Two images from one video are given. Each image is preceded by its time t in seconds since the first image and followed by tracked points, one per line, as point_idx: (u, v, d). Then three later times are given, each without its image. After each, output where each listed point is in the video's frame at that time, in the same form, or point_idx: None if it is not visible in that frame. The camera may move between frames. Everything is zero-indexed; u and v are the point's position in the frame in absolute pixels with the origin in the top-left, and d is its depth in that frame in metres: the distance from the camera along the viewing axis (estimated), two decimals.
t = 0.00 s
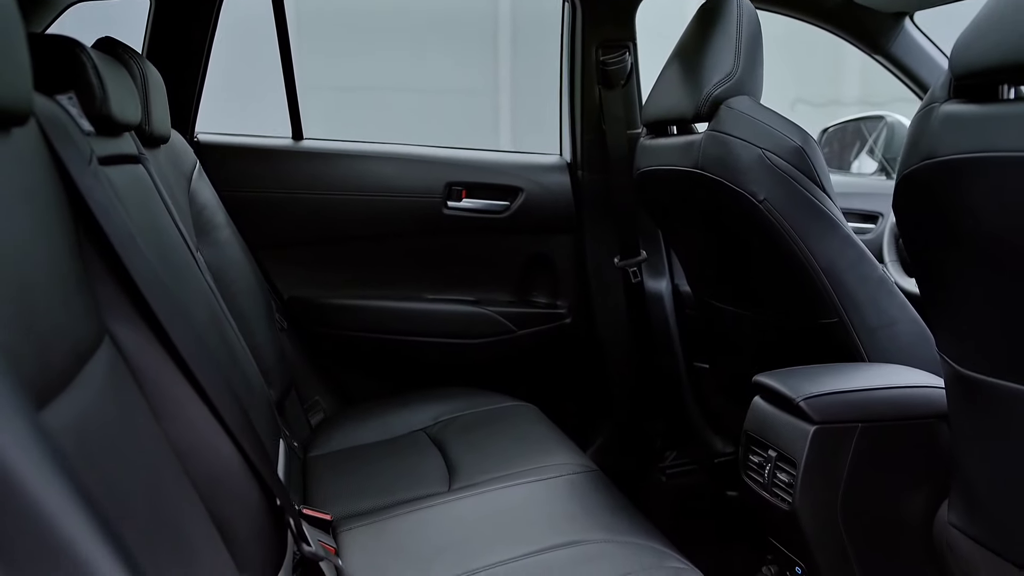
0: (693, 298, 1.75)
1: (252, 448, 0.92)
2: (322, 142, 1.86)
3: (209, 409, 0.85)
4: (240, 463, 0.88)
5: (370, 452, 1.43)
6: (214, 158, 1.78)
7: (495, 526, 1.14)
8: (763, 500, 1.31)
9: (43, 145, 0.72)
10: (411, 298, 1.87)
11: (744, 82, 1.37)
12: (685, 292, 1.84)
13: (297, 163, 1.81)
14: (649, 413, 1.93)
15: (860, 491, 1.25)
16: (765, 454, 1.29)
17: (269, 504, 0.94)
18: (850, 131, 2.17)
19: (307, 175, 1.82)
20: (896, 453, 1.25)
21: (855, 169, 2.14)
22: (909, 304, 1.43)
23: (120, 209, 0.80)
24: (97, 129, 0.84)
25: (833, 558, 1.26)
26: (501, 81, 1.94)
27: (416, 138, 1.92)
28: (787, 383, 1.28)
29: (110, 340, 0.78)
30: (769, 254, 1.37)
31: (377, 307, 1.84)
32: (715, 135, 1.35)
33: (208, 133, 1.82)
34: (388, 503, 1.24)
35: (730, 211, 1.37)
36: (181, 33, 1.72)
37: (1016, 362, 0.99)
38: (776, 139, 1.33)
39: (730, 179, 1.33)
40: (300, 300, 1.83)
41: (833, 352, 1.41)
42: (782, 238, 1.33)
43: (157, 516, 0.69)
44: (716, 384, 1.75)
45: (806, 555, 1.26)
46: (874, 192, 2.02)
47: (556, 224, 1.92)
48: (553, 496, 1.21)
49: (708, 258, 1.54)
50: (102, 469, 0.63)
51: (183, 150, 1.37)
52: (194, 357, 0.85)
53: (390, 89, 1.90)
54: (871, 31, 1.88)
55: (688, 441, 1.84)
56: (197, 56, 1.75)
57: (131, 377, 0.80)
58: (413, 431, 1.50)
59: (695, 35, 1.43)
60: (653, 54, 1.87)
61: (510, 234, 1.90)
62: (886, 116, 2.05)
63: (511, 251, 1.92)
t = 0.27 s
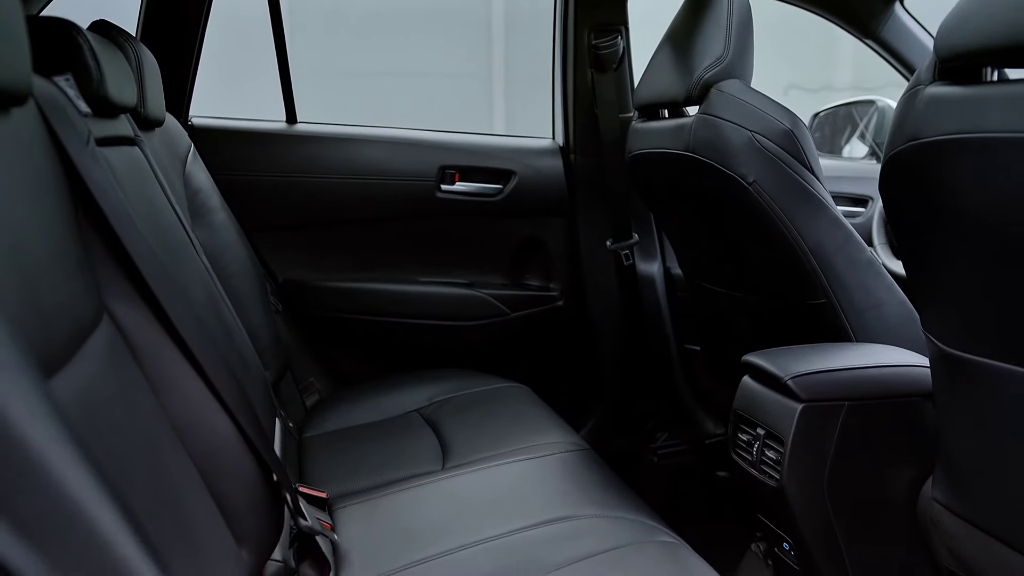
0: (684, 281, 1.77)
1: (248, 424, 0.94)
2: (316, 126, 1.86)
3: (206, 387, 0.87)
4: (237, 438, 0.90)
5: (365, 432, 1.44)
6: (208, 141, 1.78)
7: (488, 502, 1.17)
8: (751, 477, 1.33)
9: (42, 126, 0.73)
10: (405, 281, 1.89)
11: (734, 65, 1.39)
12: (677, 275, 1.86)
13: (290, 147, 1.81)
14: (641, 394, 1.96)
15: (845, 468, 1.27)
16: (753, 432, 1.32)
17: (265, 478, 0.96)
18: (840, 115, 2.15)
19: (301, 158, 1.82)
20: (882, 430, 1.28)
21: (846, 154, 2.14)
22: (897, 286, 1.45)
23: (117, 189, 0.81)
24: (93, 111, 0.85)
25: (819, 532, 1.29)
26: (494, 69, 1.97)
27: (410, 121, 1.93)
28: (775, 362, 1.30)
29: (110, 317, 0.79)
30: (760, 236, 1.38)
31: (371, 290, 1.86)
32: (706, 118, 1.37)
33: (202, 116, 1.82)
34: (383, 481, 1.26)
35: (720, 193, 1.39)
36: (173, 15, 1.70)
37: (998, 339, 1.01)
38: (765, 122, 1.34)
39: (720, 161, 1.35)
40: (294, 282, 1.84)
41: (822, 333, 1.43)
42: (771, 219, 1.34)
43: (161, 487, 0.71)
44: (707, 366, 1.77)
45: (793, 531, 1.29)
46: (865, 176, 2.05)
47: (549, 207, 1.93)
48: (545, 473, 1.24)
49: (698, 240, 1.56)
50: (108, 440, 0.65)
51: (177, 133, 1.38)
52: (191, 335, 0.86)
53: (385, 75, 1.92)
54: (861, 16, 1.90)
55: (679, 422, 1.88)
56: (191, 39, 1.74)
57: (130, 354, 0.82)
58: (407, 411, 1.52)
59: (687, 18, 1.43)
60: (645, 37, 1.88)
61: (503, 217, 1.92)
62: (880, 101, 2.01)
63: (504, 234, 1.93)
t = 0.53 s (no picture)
0: (674, 265, 1.78)
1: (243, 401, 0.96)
2: (308, 111, 1.87)
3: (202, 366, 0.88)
4: (232, 416, 0.92)
5: (359, 413, 1.46)
6: (200, 126, 1.78)
7: (479, 481, 1.19)
8: (739, 456, 1.36)
9: (37, 107, 0.74)
10: (398, 264, 1.90)
11: (724, 50, 1.40)
12: (667, 258, 1.84)
13: (283, 131, 1.82)
14: (632, 375, 1.99)
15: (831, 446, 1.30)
16: (741, 412, 1.34)
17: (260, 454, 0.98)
18: (831, 100, 2.15)
19: (294, 143, 1.82)
20: (867, 409, 1.30)
21: (836, 139, 2.16)
22: (884, 268, 1.47)
23: (112, 171, 0.82)
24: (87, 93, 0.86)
25: (805, 509, 1.31)
26: (485, 53, 1.96)
27: (404, 106, 1.94)
28: (763, 343, 1.32)
29: (106, 297, 0.80)
30: (749, 219, 1.40)
31: (366, 273, 1.87)
32: (695, 102, 1.38)
33: (194, 100, 1.82)
34: (377, 461, 1.28)
35: (709, 176, 1.40)
36: None
37: (982, 319, 1.03)
38: (753, 106, 1.36)
39: (708, 145, 1.37)
40: (288, 266, 1.85)
41: (810, 313, 1.45)
42: (759, 202, 1.36)
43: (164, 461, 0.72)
44: (697, 349, 1.80)
45: (780, 508, 1.32)
46: (854, 160, 2.08)
47: (540, 191, 1.94)
48: (537, 451, 1.26)
49: (688, 223, 1.58)
50: (111, 415, 0.66)
51: (170, 117, 1.38)
52: (187, 315, 0.88)
53: (376, 60, 1.92)
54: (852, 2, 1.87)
55: (670, 404, 1.88)
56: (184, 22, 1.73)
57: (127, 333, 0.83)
58: (400, 393, 1.54)
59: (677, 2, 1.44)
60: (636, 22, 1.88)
61: (496, 201, 1.93)
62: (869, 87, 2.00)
63: (496, 218, 1.95)
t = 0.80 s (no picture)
0: (667, 251, 1.80)
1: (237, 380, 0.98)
2: (302, 97, 1.87)
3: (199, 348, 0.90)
4: (228, 398, 0.93)
5: (354, 398, 1.48)
6: (194, 112, 1.78)
7: (473, 462, 1.21)
8: (729, 438, 1.38)
9: (34, 92, 0.75)
10: (392, 251, 1.91)
11: (716, 36, 1.41)
12: (660, 245, 1.85)
13: (276, 118, 1.82)
14: (625, 360, 2.01)
15: (820, 427, 1.32)
16: (732, 395, 1.35)
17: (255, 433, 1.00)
18: (824, 87, 2.15)
19: (287, 129, 1.83)
20: (856, 391, 1.32)
21: (829, 126, 2.17)
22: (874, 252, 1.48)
23: (108, 155, 0.83)
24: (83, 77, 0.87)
25: (795, 490, 1.33)
26: (479, 41, 1.97)
27: (397, 92, 1.94)
28: (754, 326, 1.33)
29: (104, 279, 0.81)
30: (740, 204, 1.41)
31: (361, 258, 1.88)
32: (687, 88, 1.39)
33: (188, 87, 1.82)
34: (373, 444, 1.29)
35: (701, 161, 1.42)
36: None
37: (968, 302, 1.05)
38: (745, 92, 1.36)
39: (700, 130, 1.38)
40: (283, 252, 1.86)
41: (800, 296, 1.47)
42: (750, 187, 1.37)
43: (168, 441, 0.74)
44: (689, 335, 1.82)
45: (770, 489, 1.34)
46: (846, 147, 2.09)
47: (533, 177, 1.95)
48: (530, 434, 1.28)
49: (680, 208, 1.59)
50: (118, 392, 0.68)
51: (165, 103, 1.39)
52: (183, 298, 0.89)
53: (370, 46, 1.93)
54: None
55: (663, 389, 1.91)
56: (178, 9, 1.73)
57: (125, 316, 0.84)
58: (395, 377, 1.55)
59: None
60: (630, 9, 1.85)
61: (490, 188, 1.94)
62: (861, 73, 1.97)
63: (490, 204, 1.95)
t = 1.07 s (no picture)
0: (655, 234, 1.81)
1: (228, 359, 0.99)
2: (291, 81, 1.87)
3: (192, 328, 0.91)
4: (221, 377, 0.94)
5: (345, 379, 1.49)
6: (183, 96, 1.78)
7: (463, 441, 1.23)
8: (715, 416, 1.40)
9: (26, 73, 0.75)
10: (382, 235, 1.92)
11: (703, 20, 1.42)
12: (649, 228, 1.89)
13: (266, 102, 1.82)
14: (613, 342, 2.03)
15: (805, 406, 1.34)
16: (718, 374, 1.37)
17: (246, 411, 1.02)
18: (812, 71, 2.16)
19: (276, 114, 1.82)
20: (840, 370, 1.34)
21: (818, 110, 2.18)
22: (858, 234, 1.50)
23: (99, 137, 0.84)
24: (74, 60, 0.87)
25: (779, 467, 1.36)
26: (471, 25, 1.98)
27: (386, 76, 1.94)
28: (740, 307, 1.35)
29: (98, 260, 0.82)
30: (726, 186, 1.43)
31: (351, 242, 1.89)
32: (675, 71, 1.40)
33: (177, 71, 1.82)
34: (365, 424, 1.31)
35: (689, 144, 1.43)
36: None
37: (948, 282, 1.07)
38: (732, 75, 1.38)
39: (687, 114, 1.39)
40: (273, 236, 1.87)
41: (786, 278, 1.49)
42: (736, 170, 1.39)
43: (164, 418, 0.75)
44: (677, 317, 1.84)
45: (755, 466, 1.37)
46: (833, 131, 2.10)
47: (522, 161, 1.96)
48: (519, 414, 1.30)
49: (668, 191, 1.60)
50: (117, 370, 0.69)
51: (154, 87, 1.39)
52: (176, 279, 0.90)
53: (359, 30, 1.93)
54: None
55: (651, 369, 1.93)
56: None
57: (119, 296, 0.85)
58: (386, 358, 1.57)
59: None
60: None
61: (479, 172, 1.95)
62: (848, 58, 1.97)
63: (480, 188, 1.97)
